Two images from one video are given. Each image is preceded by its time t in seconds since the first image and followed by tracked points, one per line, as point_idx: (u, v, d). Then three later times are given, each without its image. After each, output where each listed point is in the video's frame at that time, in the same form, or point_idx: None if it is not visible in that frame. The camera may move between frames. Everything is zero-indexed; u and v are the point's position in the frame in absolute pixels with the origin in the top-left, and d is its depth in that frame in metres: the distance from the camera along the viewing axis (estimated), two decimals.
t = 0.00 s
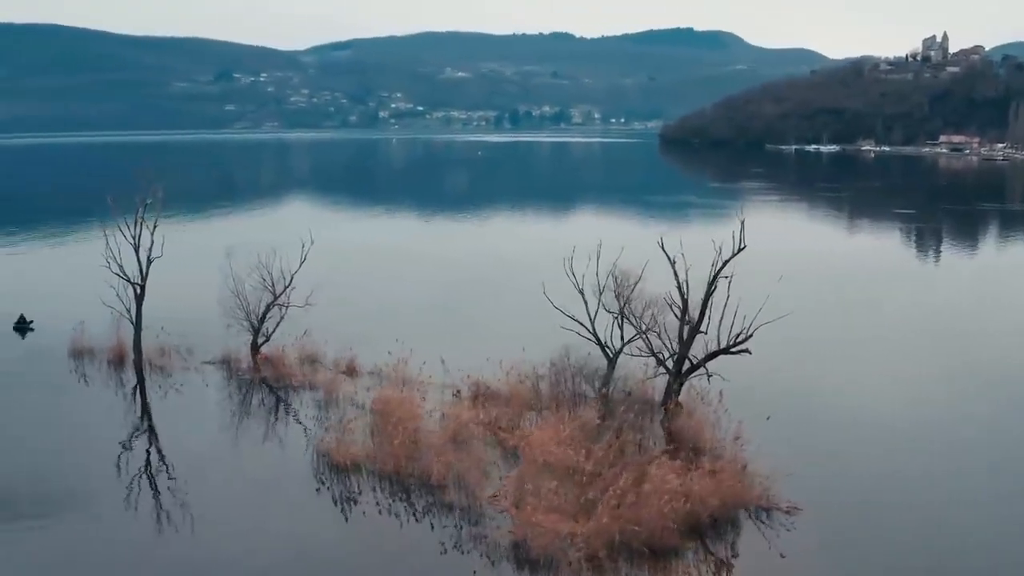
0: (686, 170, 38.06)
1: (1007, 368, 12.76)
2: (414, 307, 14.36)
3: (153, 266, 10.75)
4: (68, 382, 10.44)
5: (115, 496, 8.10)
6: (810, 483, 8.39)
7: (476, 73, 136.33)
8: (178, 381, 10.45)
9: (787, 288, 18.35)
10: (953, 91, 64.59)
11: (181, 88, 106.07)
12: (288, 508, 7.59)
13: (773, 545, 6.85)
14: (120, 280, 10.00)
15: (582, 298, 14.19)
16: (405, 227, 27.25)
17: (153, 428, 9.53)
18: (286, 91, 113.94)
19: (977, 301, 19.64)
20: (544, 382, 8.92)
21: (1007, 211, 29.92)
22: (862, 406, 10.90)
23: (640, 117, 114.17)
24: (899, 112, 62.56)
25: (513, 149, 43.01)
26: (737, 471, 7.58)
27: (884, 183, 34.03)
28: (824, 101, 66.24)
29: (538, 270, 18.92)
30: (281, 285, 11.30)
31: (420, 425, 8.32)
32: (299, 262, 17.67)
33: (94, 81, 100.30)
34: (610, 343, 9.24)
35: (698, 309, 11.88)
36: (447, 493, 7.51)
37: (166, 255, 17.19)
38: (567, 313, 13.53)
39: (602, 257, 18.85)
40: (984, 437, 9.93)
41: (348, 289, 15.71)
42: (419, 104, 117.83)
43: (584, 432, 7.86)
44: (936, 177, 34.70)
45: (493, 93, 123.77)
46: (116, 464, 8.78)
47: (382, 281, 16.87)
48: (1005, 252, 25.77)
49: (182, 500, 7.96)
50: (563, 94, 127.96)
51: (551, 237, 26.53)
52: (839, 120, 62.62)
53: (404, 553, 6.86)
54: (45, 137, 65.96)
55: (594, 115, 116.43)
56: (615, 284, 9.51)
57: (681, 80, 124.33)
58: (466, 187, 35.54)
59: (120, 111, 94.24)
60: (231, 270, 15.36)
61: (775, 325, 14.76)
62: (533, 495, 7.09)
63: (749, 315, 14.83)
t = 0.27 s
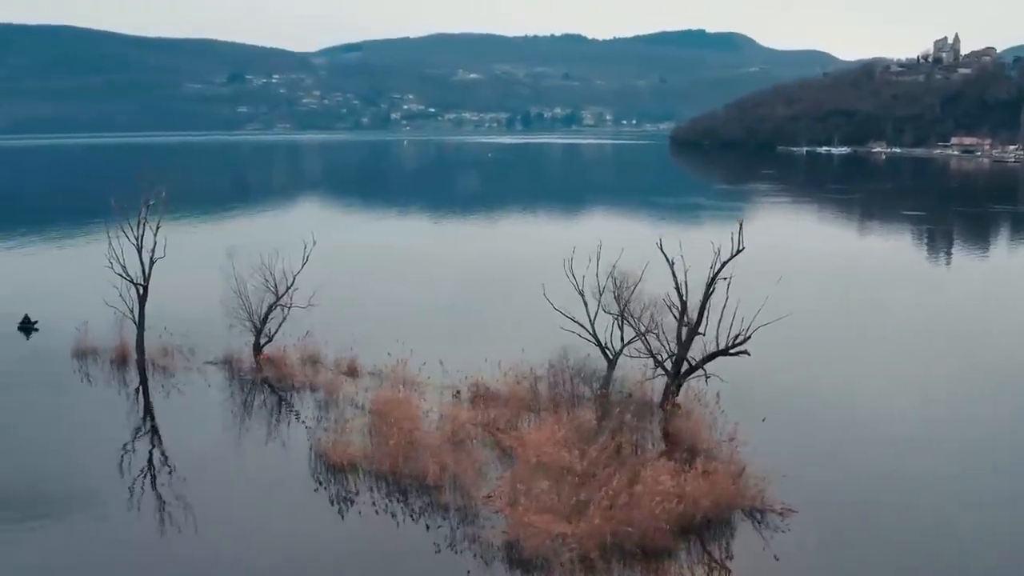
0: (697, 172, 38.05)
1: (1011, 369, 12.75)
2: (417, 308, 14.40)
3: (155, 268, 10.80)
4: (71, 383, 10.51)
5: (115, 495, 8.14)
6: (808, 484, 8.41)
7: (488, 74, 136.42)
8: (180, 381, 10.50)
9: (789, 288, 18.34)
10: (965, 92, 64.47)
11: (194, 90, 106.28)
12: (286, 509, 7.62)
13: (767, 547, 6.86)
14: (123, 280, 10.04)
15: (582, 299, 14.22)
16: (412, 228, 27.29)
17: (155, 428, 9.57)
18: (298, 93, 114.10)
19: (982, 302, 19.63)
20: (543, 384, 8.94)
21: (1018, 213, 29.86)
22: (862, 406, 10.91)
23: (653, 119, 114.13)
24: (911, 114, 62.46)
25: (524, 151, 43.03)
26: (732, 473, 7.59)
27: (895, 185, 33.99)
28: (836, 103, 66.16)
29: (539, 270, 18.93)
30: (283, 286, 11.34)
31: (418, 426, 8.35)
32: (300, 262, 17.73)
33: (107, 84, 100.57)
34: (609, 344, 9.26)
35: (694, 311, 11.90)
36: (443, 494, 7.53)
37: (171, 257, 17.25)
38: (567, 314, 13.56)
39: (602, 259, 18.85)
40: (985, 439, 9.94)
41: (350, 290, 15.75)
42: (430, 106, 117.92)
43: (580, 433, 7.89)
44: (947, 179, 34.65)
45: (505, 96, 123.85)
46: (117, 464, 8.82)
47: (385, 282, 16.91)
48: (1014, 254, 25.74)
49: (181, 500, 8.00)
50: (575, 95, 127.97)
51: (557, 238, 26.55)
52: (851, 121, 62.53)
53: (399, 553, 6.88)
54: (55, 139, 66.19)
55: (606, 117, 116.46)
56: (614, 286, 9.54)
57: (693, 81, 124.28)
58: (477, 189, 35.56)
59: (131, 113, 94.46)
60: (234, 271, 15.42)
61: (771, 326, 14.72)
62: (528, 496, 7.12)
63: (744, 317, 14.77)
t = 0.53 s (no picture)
0: (708, 173, 38.05)
1: (1014, 370, 12.76)
2: (420, 309, 14.44)
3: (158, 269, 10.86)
4: (75, 383, 10.57)
5: (116, 494, 8.19)
6: (808, 484, 8.42)
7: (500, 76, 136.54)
8: (182, 382, 10.55)
9: (794, 290, 18.32)
10: (978, 93, 64.34)
11: (207, 91, 106.49)
12: (285, 509, 7.66)
13: (763, 548, 6.87)
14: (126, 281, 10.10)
15: (581, 302, 14.26)
16: (421, 229, 27.33)
17: (157, 428, 9.62)
18: (311, 94, 114.27)
19: (987, 303, 19.63)
20: (542, 384, 8.97)
21: None
22: (863, 407, 10.92)
23: (665, 120, 114.13)
24: (922, 115, 62.35)
25: (536, 152, 43.05)
26: (728, 474, 7.61)
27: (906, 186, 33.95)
28: (847, 104, 66.08)
29: (543, 272, 18.96)
30: (285, 286, 11.39)
31: (417, 426, 8.38)
32: (304, 264, 17.79)
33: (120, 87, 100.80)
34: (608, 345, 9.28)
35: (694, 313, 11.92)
36: (439, 494, 7.56)
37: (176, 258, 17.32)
38: (568, 315, 13.59)
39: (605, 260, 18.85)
40: (988, 439, 9.94)
41: (353, 291, 15.80)
42: (442, 107, 118.04)
43: (578, 433, 7.91)
44: (960, 180, 34.60)
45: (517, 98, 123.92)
46: (119, 463, 8.87)
47: (389, 282, 16.95)
48: None
49: (181, 499, 8.04)
50: (587, 96, 127.95)
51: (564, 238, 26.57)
52: (863, 123, 62.45)
53: (394, 552, 6.91)
54: (68, 141, 66.45)
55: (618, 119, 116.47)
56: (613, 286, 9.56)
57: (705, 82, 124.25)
58: (489, 190, 35.56)
59: (144, 114, 94.66)
60: (236, 272, 15.48)
61: (774, 328, 14.69)
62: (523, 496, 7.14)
63: (745, 319, 14.74)
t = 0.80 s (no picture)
0: (716, 175, 38.04)
1: (1017, 372, 12.77)
2: (421, 309, 14.48)
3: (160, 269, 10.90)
4: (78, 382, 10.62)
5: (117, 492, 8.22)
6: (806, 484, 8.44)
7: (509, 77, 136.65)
8: (184, 381, 10.60)
9: (797, 291, 18.33)
10: (988, 95, 64.25)
11: (217, 92, 106.63)
12: (284, 509, 7.69)
13: (758, 549, 6.89)
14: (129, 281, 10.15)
15: (581, 303, 14.29)
16: (427, 230, 27.37)
17: (159, 428, 9.66)
18: (321, 96, 114.41)
19: (989, 305, 19.63)
20: (540, 385, 8.99)
21: None
22: (864, 408, 10.93)
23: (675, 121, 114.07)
24: (932, 116, 62.26)
25: (545, 154, 43.07)
26: (725, 476, 7.62)
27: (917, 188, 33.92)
28: (856, 105, 66.00)
29: (546, 273, 18.99)
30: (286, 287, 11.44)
31: (415, 427, 8.41)
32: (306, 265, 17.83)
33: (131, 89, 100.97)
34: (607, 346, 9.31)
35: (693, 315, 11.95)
36: (436, 494, 7.59)
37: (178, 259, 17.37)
38: (567, 317, 13.63)
39: (607, 261, 18.87)
40: (989, 441, 9.96)
41: (354, 292, 15.84)
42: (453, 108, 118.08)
43: (575, 434, 7.93)
44: (970, 182, 34.56)
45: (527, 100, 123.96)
46: (120, 462, 8.91)
47: (391, 283, 16.99)
48: None
49: (181, 499, 8.07)
50: (597, 97, 127.95)
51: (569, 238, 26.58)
52: (872, 125, 62.37)
53: (390, 552, 6.93)
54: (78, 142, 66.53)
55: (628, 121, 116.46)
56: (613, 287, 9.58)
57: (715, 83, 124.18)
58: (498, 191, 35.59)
59: (154, 116, 94.82)
60: (238, 273, 15.53)
61: (776, 330, 14.71)
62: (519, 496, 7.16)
63: (746, 321, 14.76)
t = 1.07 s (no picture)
0: (726, 176, 38.01)
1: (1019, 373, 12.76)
2: (422, 310, 14.52)
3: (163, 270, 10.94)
4: (81, 383, 10.66)
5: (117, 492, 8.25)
6: (805, 485, 8.45)
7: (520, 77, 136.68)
8: (187, 381, 10.64)
9: (802, 291, 18.31)
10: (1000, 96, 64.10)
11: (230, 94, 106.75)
12: (282, 509, 7.71)
13: (753, 550, 6.89)
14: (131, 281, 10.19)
15: (583, 305, 14.31)
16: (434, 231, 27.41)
17: (160, 427, 9.70)
18: (333, 96, 114.51)
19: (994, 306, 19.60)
20: (539, 386, 9.01)
21: None
22: (865, 408, 10.94)
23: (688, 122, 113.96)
24: (944, 117, 62.12)
25: (554, 155, 43.07)
26: (721, 477, 7.63)
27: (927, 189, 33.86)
28: (867, 106, 65.87)
29: (550, 274, 18.99)
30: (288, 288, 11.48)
31: (413, 427, 8.43)
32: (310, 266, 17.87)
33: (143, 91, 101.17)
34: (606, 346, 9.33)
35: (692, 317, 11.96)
36: (432, 494, 7.61)
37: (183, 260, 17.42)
38: (568, 318, 13.65)
39: (611, 263, 18.87)
40: (991, 441, 9.96)
41: (358, 292, 15.86)
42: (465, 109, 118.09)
43: (572, 435, 7.95)
44: (980, 183, 34.50)
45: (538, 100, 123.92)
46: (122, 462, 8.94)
47: (394, 284, 17.02)
48: None
49: (181, 499, 8.10)
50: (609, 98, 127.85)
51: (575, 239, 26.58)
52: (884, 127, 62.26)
53: (384, 553, 6.96)
54: (89, 143, 66.67)
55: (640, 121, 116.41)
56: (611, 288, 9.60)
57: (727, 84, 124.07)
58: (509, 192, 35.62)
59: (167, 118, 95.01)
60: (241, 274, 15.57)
61: (780, 331, 14.70)
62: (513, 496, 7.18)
63: (749, 323, 14.77)
